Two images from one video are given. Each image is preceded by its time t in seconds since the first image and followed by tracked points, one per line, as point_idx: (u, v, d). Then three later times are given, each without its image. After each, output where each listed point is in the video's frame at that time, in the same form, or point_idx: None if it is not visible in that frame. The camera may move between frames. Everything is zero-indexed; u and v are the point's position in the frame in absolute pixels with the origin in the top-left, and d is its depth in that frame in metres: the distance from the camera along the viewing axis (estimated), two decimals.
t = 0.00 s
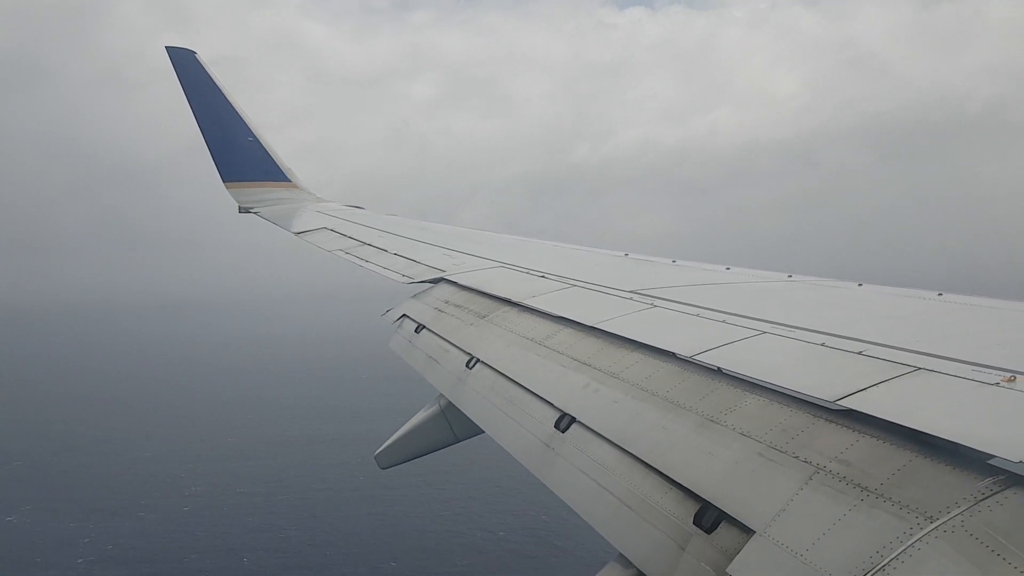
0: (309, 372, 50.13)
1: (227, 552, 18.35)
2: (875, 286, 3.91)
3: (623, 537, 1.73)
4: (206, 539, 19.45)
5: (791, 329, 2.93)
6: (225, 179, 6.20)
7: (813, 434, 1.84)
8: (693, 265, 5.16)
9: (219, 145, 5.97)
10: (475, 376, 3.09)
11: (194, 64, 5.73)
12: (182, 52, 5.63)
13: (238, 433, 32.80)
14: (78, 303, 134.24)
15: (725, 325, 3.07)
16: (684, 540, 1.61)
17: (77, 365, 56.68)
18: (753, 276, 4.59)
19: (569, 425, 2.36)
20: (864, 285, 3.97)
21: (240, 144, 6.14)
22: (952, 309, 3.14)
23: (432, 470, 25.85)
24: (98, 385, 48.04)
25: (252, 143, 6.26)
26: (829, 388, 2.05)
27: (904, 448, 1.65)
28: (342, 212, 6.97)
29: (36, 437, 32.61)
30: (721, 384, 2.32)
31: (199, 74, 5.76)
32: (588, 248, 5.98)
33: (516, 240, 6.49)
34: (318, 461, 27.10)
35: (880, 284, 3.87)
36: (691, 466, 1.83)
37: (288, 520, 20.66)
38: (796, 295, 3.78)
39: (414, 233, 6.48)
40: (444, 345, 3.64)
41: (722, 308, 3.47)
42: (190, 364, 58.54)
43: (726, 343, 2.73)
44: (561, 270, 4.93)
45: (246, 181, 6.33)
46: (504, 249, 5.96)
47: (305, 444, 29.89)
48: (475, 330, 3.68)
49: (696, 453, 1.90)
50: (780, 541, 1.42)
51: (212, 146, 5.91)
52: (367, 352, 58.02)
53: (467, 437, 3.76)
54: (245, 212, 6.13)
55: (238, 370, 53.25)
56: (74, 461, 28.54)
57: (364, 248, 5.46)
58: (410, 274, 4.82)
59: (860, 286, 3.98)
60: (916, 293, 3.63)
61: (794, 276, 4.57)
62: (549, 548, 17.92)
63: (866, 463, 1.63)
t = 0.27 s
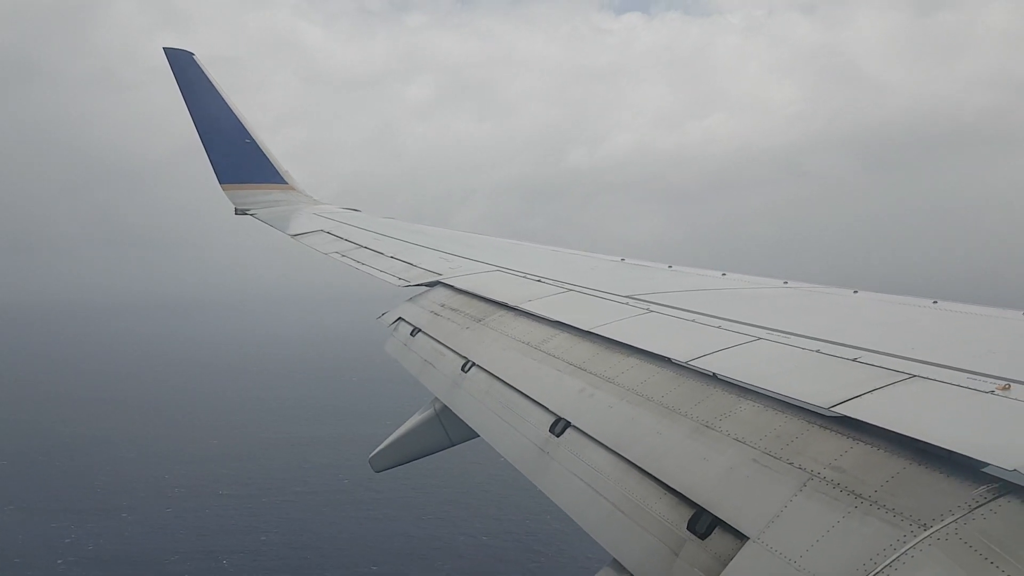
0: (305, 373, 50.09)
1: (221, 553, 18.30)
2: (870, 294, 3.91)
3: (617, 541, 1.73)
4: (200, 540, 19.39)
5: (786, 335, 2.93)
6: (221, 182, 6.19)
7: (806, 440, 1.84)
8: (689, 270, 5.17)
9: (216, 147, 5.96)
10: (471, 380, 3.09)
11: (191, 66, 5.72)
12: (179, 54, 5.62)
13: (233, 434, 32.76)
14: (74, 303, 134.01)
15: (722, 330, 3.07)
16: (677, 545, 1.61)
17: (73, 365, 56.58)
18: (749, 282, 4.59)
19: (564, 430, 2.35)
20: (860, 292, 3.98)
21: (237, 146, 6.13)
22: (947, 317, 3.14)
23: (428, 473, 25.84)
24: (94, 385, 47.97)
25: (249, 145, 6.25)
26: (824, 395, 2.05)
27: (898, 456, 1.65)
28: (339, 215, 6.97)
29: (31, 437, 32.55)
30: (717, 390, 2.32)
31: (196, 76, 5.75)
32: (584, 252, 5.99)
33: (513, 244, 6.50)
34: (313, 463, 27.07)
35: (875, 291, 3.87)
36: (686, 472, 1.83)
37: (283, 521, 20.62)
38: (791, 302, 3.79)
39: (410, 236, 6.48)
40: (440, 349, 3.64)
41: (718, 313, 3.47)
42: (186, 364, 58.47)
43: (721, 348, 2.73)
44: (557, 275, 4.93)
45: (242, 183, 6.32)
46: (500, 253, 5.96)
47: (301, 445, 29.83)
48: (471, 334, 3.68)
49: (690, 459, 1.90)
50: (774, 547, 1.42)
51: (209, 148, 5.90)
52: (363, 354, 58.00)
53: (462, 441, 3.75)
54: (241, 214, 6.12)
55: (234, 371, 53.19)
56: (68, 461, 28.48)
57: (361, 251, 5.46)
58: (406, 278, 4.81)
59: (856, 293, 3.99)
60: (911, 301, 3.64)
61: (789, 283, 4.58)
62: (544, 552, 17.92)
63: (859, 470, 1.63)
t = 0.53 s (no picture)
0: (303, 374, 50.10)
1: (217, 554, 18.29)
2: (867, 299, 3.92)
3: (614, 545, 1.73)
4: (196, 540, 19.37)
5: (784, 340, 2.93)
6: (221, 181, 6.19)
7: (804, 445, 1.84)
8: (687, 274, 5.17)
9: (214, 147, 5.96)
10: (468, 382, 3.09)
11: (190, 66, 5.72)
12: (179, 53, 5.62)
13: (230, 434, 32.74)
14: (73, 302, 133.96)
15: (719, 335, 3.07)
16: (675, 549, 1.61)
17: (71, 364, 56.59)
18: (746, 287, 4.59)
19: (562, 433, 2.35)
20: (857, 297, 3.99)
21: (235, 145, 6.12)
22: (944, 323, 3.15)
23: (424, 475, 25.84)
24: (92, 384, 47.96)
25: (248, 145, 6.25)
26: (822, 400, 2.05)
27: (895, 462, 1.65)
28: (337, 216, 6.97)
29: (28, 436, 32.52)
30: (714, 394, 2.32)
31: (196, 75, 5.75)
32: (582, 255, 6.00)
33: (510, 246, 6.50)
34: (310, 464, 27.05)
35: (873, 296, 3.88)
36: (683, 476, 1.83)
37: (279, 522, 20.61)
38: (789, 307, 3.79)
39: (408, 238, 6.48)
40: (438, 351, 3.64)
41: (716, 318, 3.47)
42: (184, 364, 58.44)
43: (719, 353, 2.74)
44: (556, 277, 4.94)
45: (242, 183, 6.31)
46: (498, 255, 5.97)
47: (297, 446, 29.82)
48: (469, 336, 3.68)
49: (688, 464, 1.90)
50: (771, 552, 1.42)
51: (208, 147, 5.90)
52: (361, 355, 57.98)
53: (459, 443, 3.75)
54: (240, 214, 6.12)
55: (231, 371, 53.17)
56: (65, 461, 28.47)
57: (359, 252, 5.46)
58: (405, 279, 4.81)
59: (853, 298, 4.00)
60: (908, 306, 3.65)
61: (787, 287, 4.58)
62: (541, 554, 17.92)
63: (857, 476, 1.63)
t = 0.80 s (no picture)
0: (304, 372, 50.16)
1: (217, 552, 18.31)
2: (868, 301, 3.92)
3: (613, 544, 1.73)
4: (195, 537, 19.40)
5: (784, 341, 2.93)
6: (223, 179, 6.19)
7: (803, 448, 1.84)
8: (688, 275, 5.17)
9: (217, 144, 5.97)
10: (469, 381, 3.09)
11: (193, 63, 5.72)
12: (181, 50, 5.63)
13: (230, 432, 32.79)
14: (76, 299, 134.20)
15: (720, 336, 3.07)
16: (674, 550, 1.61)
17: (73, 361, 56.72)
18: (747, 288, 4.59)
19: (562, 433, 2.35)
20: (858, 300, 3.98)
21: (237, 143, 6.13)
22: (946, 327, 3.14)
23: (424, 474, 25.86)
24: (93, 381, 48.07)
25: (250, 142, 6.26)
26: (822, 402, 2.05)
27: (895, 464, 1.65)
28: (339, 214, 6.98)
29: (29, 433, 32.61)
30: (715, 395, 2.32)
31: (198, 73, 5.75)
32: (582, 256, 6.00)
33: (511, 246, 6.50)
34: (309, 462, 27.09)
35: (874, 298, 3.88)
36: (682, 477, 1.83)
37: (278, 520, 20.62)
38: (790, 309, 3.79)
39: (409, 237, 6.49)
40: (438, 350, 3.64)
41: (716, 319, 3.47)
42: (185, 361, 58.53)
43: (719, 354, 2.74)
44: (557, 277, 4.94)
45: (244, 181, 6.32)
46: (500, 255, 5.97)
47: (297, 444, 29.87)
48: (469, 335, 3.68)
49: (687, 465, 1.90)
50: (769, 553, 1.42)
51: (210, 145, 5.91)
52: (363, 354, 58.01)
53: (459, 442, 3.76)
54: (242, 212, 6.12)
55: (232, 369, 53.24)
56: (65, 457, 28.54)
57: (360, 250, 5.47)
58: (406, 278, 4.82)
59: (854, 301, 3.99)
60: (909, 309, 3.65)
61: (789, 289, 4.57)
62: (539, 554, 17.91)
63: (856, 478, 1.63)
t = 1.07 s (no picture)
0: (304, 369, 50.15)
1: (216, 549, 18.32)
2: (870, 301, 3.91)
3: (612, 543, 1.73)
4: (194, 534, 19.40)
5: (784, 340, 2.94)
6: (225, 175, 6.19)
7: (802, 447, 1.84)
8: (688, 274, 5.17)
9: (218, 140, 5.97)
10: (469, 378, 3.09)
11: (194, 59, 5.72)
12: (183, 47, 5.62)
13: (230, 428, 32.81)
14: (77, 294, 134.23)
15: (721, 335, 3.07)
16: (673, 548, 1.61)
17: (74, 356, 56.77)
18: (748, 287, 4.59)
19: (561, 431, 2.36)
20: (859, 299, 3.98)
21: (239, 139, 6.12)
22: (945, 327, 3.14)
23: (423, 471, 25.86)
24: (94, 376, 48.13)
25: (252, 139, 6.25)
26: (823, 401, 2.05)
27: (895, 464, 1.65)
28: (340, 211, 6.98)
29: (29, 428, 32.63)
30: (715, 394, 2.31)
31: (200, 69, 5.75)
32: (582, 253, 6.00)
33: (512, 243, 6.50)
34: (309, 459, 27.10)
35: (875, 298, 3.87)
36: (681, 475, 1.84)
37: (278, 517, 20.64)
38: (791, 307, 3.78)
39: (410, 234, 6.48)
40: (438, 346, 3.65)
41: (717, 318, 3.47)
42: (186, 356, 58.56)
43: (719, 353, 2.73)
44: (557, 275, 4.94)
45: (246, 178, 6.31)
46: (500, 253, 5.97)
47: (297, 441, 29.90)
48: (469, 332, 3.68)
49: (687, 463, 1.90)
50: (767, 552, 1.43)
51: (211, 141, 5.91)
52: (363, 351, 58.00)
53: (459, 439, 3.76)
54: (242, 208, 6.12)
55: (232, 365, 53.24)
56: (66, 453, 28.58)
57: (361, 247, 5.47)
58: (406, 275, 4.82)
59: (855, 300, 3.99)
60: (912, 309, 3.63)
61: (789, 288, 4.56)
62: (537, 554, 17.90)
63: (857, 477, 1.63)
